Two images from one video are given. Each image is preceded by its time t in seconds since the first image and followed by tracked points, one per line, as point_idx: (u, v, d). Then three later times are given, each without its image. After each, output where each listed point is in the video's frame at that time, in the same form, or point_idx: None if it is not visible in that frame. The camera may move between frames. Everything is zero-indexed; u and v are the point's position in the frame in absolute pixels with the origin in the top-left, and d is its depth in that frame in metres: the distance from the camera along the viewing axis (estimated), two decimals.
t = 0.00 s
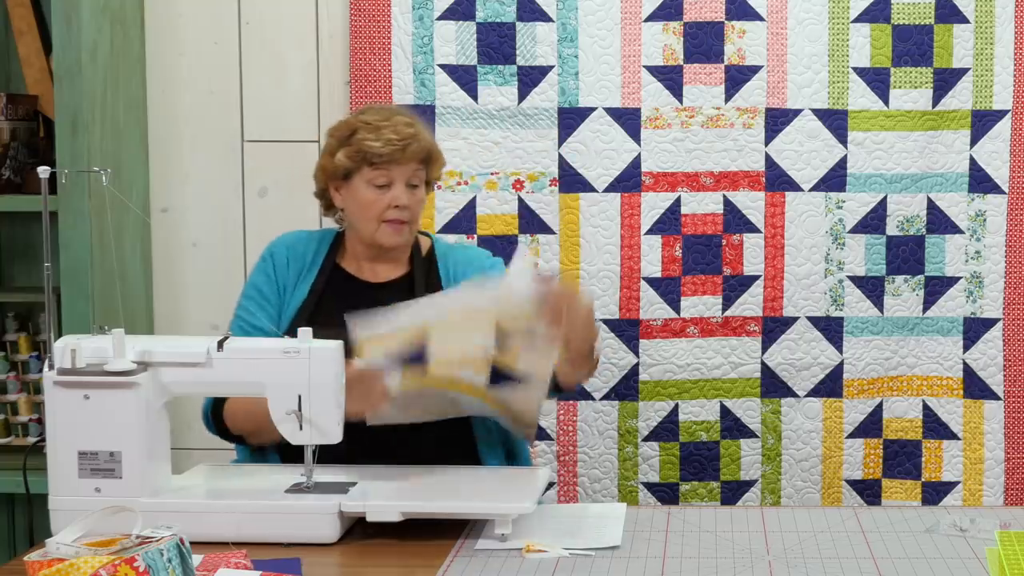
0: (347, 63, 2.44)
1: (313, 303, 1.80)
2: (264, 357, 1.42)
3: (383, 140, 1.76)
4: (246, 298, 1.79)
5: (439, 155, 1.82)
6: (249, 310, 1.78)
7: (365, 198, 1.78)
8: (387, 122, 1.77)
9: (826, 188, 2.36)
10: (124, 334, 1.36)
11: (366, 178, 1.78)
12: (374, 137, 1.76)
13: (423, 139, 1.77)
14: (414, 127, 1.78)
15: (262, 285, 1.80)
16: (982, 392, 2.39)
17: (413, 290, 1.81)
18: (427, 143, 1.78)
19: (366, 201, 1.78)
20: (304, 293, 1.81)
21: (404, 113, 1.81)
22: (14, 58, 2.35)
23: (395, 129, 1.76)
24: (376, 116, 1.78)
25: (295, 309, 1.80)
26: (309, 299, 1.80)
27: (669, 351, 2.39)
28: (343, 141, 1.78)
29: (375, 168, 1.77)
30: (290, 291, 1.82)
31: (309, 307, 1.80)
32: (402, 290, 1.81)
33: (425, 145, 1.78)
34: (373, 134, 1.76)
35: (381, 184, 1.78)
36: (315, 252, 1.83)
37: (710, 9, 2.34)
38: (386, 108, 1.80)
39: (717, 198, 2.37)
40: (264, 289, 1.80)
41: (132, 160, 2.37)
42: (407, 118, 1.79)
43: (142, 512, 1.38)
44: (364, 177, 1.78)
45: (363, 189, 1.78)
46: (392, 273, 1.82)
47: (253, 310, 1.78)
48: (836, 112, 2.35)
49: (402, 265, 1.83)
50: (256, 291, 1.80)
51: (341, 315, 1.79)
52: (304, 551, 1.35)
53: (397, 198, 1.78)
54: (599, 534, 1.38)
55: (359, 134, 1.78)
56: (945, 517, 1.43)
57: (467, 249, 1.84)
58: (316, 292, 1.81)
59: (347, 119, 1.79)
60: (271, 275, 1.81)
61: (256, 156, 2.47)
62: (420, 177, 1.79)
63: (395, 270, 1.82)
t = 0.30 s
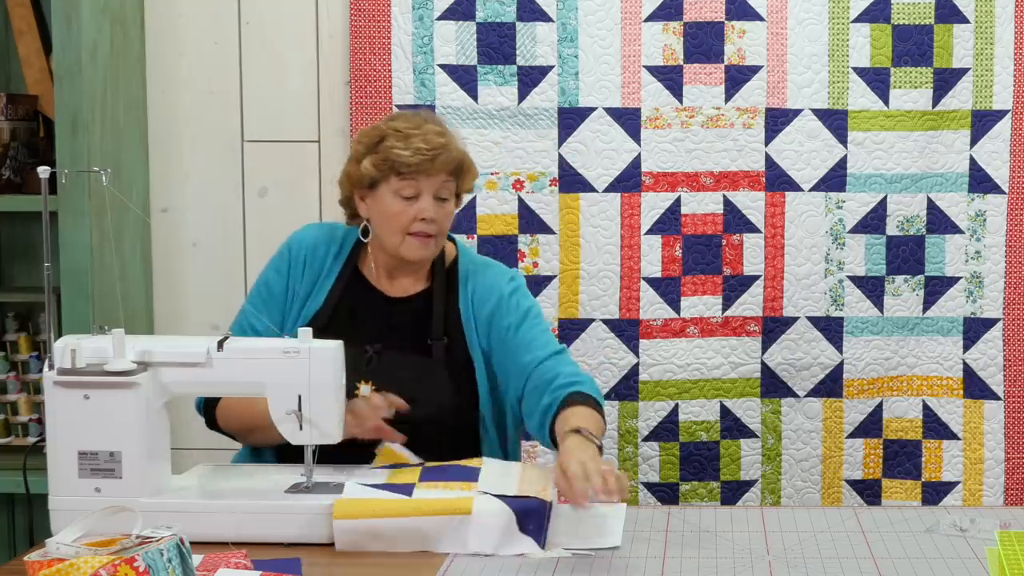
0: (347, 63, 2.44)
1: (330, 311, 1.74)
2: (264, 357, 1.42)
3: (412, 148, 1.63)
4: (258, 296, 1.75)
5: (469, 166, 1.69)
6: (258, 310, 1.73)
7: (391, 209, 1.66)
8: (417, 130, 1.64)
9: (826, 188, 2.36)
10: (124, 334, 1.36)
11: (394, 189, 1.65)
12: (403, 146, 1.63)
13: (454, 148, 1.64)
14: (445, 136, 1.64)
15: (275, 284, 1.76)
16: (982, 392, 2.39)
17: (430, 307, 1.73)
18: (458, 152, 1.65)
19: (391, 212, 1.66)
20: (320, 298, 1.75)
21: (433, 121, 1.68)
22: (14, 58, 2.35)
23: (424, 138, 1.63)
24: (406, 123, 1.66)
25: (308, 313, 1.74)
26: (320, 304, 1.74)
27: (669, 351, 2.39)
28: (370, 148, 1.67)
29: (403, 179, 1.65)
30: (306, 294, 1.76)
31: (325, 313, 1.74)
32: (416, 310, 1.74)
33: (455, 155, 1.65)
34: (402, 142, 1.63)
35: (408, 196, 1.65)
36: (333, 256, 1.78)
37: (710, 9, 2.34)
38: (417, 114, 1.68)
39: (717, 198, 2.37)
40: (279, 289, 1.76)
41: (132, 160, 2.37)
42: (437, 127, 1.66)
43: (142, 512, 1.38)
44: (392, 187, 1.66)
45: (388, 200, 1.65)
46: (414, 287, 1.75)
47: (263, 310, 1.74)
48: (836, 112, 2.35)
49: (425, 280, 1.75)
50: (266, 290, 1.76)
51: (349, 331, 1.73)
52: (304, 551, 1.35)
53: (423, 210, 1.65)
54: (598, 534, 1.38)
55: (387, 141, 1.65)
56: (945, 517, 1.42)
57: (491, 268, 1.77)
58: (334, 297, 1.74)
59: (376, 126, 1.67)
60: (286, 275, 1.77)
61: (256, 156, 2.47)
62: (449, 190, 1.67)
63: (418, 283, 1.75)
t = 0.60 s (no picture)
0: (347, 63, 2.44)
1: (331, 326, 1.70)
2: (264, 357, 1.42)
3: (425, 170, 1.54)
4: (261, 305, 1.72)
5: (483, 188, 1.60)
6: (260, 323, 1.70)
7: (400, 231, 1.58)
8: (431, 150, 1.56)
9: (826, 188, 2.36)
10: (124, 334, 1.36)
11: (405, 210, 1.57)
12: (415, 167, 1.54)
13: (469, 172, 1.55)
14: (461, 158, 1.56)
15: (279, 295, 1.72)
16: (982, 392, 2.39)
17: (430, 329, 1.67)
18: (473, 176, 1.56)
19: (401, 233, 1.58)
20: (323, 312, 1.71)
21: (448, 142, 1.59)
22: (14, 58, 2.35)
23: (439, 159, 1.54)
24: (419, 142, 1.57)
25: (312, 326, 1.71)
26: (323, 319, 1.71)
27: (669, 351, 2.39)
28: (382, 167, 1.58)
29: (415, 201, 1.56)
30: (309, 307, 1.73)
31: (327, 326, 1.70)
32: (418, 333, 1.67)
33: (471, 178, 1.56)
34: (415, 162, 1.55)
35: (420, 218, 1.57)
36: (338, 268, 1.73)
37: (710, 9, 2.34)
38: (432, 133, 1.59)
39: (717, 198, 2.37)
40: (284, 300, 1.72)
41: (132, 160, 2.37)
42: (452, 148, 1.57)
43: (142, 512, 1.38)
44: (403, 209, 1.57)
45: (399, 222, 1.57)
46: (418, 307, 1.68)
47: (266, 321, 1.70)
48: (836, 112, 2.35)
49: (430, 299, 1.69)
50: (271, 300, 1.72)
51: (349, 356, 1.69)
52: (305, 551, 1.35)
53: (434, 233, 1.56)
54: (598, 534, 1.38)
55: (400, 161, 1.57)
56: (945, 517, 1.42)
57: (486, 282, 1.67)
58: (337, 312, 1.70)
59: (388, 143, 1.59)
60: (291, 286, 1.73)
61: (256, 156, 2.47)
62: (462, 213, 1.59)
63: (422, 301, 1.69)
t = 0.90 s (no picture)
0: (347, 63, 2.44)
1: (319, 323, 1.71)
2: (264, 357, 1.42)
3: (396, 166, 1.57)
4: (249, 303, 1.72)
5: (460, 181, 1.63)
6: (248, 320, 1.71)
7: (376, 226, 1.61)
8: (403, 146, 1.58)
9: (826, 188, 2.36)
10: (124, 334, 1.36)
11: (378, 206, 1.60)
12: (386, 163, 1.58)
13: (442, 166, 1.58)
14: (433, 153, 1.59)
15: (264, 294, 1.72)
16: (982, 392, 2.39)
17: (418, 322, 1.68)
18: (446, 171, 1.59)
19: (376, 228, 1.61)
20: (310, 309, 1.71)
21: (420, 136, 1.62)
22: (14, 58, 2.35)
23: (411, 155, 1.57)
24: (390, 138, 1.60)
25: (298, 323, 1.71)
26: (309, 316, 1.70)
27: (669, 351, 2.39)
28: (354, 163, 1.61)
29: (387, 197, 1.59)
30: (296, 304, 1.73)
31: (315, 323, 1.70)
32: (405, 325, 1.68)
33: (443, 173, 1.59)
34: (386, 159, 1.58)
35: (393, 213, 1.60)
36: (322, 264, 1.72)
37: (710, 9, 2.34)
38: (404, 128, 1.62)
39: (717, 198, 2.37)
40: (269, 298, 1.72)
41: (132, 160, 2.37)
42: (424, 142, 1.60)
43: (142, 512, 1.38)
44: (376, 204, 1.60)
45: (373, 217, 1.60)
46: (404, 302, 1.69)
47: (253, 320, 1.71)
48: (836, 112, 2.35)
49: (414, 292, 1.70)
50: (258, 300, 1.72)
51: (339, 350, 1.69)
52: (305, 551, 1.35)
53: (409, 227, 1.60)
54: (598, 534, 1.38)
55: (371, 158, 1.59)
56: (945, 517, 1.42)
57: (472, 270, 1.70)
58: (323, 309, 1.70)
59: (361, 138, 1.61)
60: (276, 284, 1.73)
61: (256, 156, 2.47)
62: (436, 207, 1.61)
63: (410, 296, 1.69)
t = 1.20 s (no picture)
0: (347, 63, 2.44)
1: (303, 309, 1.74)
2: (264, 357, 1.42)
3: (344, 151, 1.65)
4: (237, 305, 1.75)
5: (411, 160, 1.69)
6: (239, 318, 1.74)
7: (332, 209, 1.69)
8: (349, 132, 1.66)
9: (826, 188, 2.36)
10: (124, 334, 1.36)
11: (333, 189, 1.68)
12: (335, 150, 1.65)
13: (387, 149, 1.65)
14: (378, 136, 1.66)
15: (250, 292, 1.75)
16: (982, 392, 2.39)
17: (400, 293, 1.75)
18: (392, 153, 1.66)
19: (333, 211, 1.69)
20: (293, 296, 1.75)
21: (367, 121, 1.69)
22: (14, 58, 2.35)
23: (356, 140, 1.65)
24: (338, 124, 1.67)
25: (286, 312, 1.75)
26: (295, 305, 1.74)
27: (669, 351, 2.39)
28: (305, 151, 1.68)
29: (339, 180, 1.67)
30: (280, 298, 1.76)
31: (300, 309, 1.74)
32: (387, 296, 1.75)
33: (389, 155, 1.66)
34: (333, 145, 1.65)
35: (347, 195, 1.68)
36: (299, 253, 1.76)
37: (710, 9, 2.34)
38: (353, 113, 1.68)
39: (717, 198, 2.37)
40: (256, 295, 1.75)
41: (132, 160, 2.37)
42: (370, 126, 1.67)
43: (142, 512, 1.38)
44: (331, 188, 1.68)
45: (329, 201, 1.68)
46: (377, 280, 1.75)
47: (244, 318, 1.73)
48: (836, 112, 2.35)
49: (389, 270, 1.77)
50: (244, 299, 1.75)
51: (329, 323, 1.74)
52: (305, 551, 1.35)
53: (363, 208, 1.68)
54: (599, 534, 1.38)
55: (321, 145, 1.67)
56: (945, 517, 1.42)
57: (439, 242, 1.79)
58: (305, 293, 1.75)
59: (312, 127, 1.68)
60: (259, 281, 1.76)
61: (256, 156, 2.47)
62: (389, 186, 1.68)
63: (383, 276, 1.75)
